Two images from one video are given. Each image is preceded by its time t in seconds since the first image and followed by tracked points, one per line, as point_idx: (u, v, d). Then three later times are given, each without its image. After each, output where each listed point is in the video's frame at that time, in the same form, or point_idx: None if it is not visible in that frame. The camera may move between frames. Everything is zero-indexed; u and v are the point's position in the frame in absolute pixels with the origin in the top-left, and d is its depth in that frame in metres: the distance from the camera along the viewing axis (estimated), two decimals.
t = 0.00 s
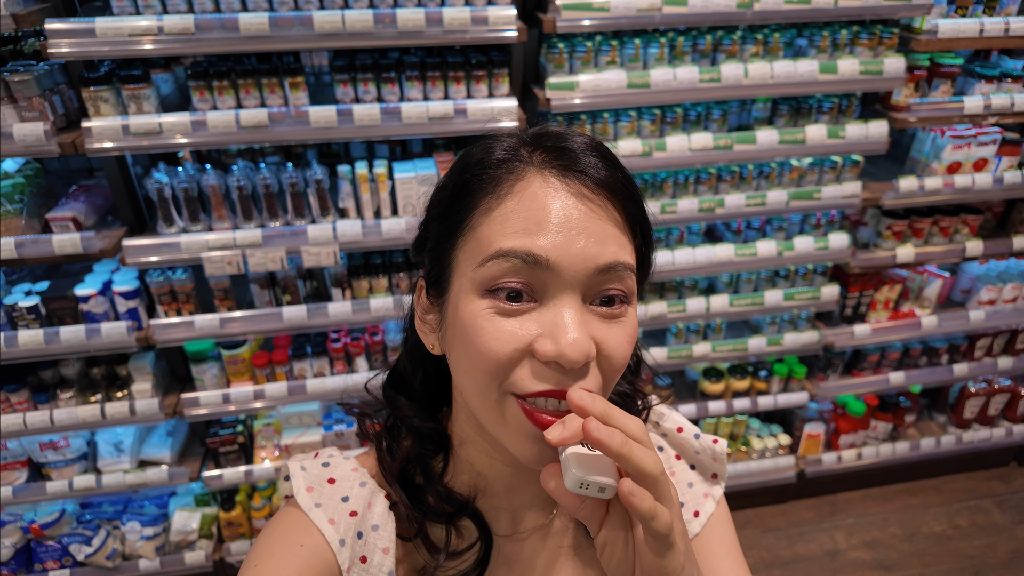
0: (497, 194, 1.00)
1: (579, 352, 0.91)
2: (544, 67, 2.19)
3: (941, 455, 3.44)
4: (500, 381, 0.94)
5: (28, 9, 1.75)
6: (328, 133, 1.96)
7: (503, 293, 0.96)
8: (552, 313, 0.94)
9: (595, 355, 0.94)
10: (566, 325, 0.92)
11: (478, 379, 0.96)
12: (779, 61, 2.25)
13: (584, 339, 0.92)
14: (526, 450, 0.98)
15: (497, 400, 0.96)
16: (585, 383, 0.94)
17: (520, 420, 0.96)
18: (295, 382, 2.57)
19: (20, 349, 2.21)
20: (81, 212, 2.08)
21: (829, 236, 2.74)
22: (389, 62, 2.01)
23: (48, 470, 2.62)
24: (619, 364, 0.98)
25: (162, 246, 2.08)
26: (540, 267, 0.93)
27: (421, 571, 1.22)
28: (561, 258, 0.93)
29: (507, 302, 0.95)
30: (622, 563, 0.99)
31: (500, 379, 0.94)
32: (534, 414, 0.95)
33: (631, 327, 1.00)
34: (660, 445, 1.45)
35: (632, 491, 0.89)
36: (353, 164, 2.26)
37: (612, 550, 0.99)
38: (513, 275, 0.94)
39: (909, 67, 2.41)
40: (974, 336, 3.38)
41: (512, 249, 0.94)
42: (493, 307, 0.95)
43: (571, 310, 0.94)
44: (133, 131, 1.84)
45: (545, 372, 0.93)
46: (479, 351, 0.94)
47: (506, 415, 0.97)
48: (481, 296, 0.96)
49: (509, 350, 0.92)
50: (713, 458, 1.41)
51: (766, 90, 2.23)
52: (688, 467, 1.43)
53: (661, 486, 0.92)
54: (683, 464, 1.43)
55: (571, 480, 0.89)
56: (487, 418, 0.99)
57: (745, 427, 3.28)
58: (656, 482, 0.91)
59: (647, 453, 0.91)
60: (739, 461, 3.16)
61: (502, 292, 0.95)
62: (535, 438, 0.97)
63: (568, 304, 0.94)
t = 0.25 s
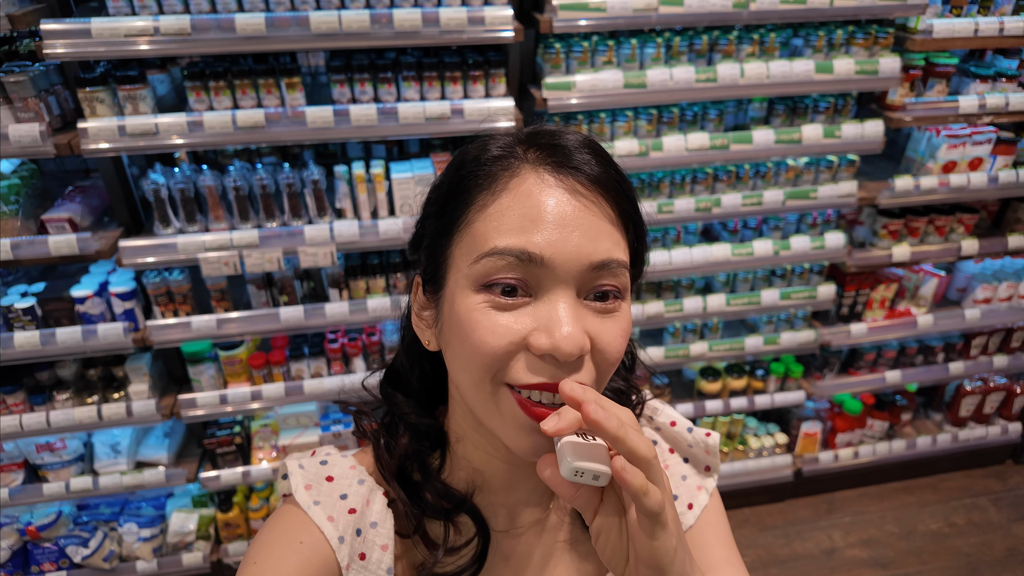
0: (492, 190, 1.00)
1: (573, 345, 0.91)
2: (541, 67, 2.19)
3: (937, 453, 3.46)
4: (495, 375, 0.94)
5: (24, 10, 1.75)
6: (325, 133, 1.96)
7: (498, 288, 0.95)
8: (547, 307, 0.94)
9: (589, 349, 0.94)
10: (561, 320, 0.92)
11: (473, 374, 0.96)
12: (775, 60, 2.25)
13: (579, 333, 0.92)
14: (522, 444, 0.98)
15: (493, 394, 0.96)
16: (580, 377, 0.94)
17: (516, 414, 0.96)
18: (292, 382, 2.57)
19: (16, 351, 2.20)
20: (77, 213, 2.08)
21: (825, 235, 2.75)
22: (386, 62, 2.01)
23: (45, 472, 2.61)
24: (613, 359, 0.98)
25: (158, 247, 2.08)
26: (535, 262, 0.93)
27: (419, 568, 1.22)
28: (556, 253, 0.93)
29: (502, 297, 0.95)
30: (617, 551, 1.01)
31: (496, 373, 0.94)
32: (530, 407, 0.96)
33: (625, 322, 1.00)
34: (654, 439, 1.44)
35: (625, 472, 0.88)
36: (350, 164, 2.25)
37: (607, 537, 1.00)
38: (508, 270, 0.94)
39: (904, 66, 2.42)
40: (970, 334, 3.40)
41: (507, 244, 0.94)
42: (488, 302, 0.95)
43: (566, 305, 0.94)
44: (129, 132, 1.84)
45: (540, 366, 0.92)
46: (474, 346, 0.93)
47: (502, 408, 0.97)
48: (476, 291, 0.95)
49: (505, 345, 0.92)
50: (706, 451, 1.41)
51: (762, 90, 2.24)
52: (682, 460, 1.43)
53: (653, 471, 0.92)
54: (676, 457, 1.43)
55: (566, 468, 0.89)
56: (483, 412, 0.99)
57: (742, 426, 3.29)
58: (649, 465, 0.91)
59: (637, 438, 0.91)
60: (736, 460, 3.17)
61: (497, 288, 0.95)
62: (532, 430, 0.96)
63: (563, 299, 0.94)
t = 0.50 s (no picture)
0: (482, 185, 1.00)
1: (565, 334, 0.91)
2: (537, 67, 2.19)
3: (933, 452, 3.47)
4: (488, 366, 0.94)
5: (17, 10, 1.74)
6: (321, 134, 1.96)
7: (490, 280, 0.95)
8: (539, 298, 0.94)
9: (581, 339, 0.94)
10: (553, 310, 0.92)
11: (467, 366, 0.96)
12: (770, 60, 2.26)
13: (571, 323, 0.92)
14: (516, 436, 0.98)
15: (486, 386, 0.96)
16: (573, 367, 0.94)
17: (510, 405, 0.96)
18: (288, 383, 2.57)
19: (11, 352, 2.19)
20: (72, 215, 2.07)
21: (821, 234, 2.75)
22: (382, 62, 2.01)
23: (40, 474, 2.60)
24: (605, 350, 0.98)
25: (154, 248, 2.07)
26: (526, 253, 0.93)
27: (415, 565, 1.22)
28: (547, 244, 0.93)
29: (494, 289, 0.95)
30: (616, 537, 1.01)
31: (489, 364, 0.93)
32: (523, 398, 0.96)
33: (616, 313, 1.00)
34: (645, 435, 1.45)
35: (625, 453, 0.89)
36: (346, 164, 2.25)
37: (606, 523, 1.00)
38: (499, 261, 0.94)
39: (899, 66, 2.42)
40: (965, 333, 3.41)
41: (498, 237, 0.94)
42: (481, 294, 0.95)
43: (557, 295, 0.94)
44: (124, 132, 1.84)
45: (532, 356, 0.92)
46: (467, 337, 0.93)
47: (495, 400, 0.96)
48: (468, 283, 0.95)
49: (497, 336, 0.92)
50: (698, 445, 1.41)
51: (757, 89, 2.24)
52: (673, 454, 1.43)
53: (650, 452, 0.92)
54: (668, 452, 1.44)
55: (567, 454, 0.88)
56: (477, 405, 0.99)
57: (738, 425, 3.30)
58: (647, 446, 0.92)
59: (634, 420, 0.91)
60: (732, 459, 3.18)
61: (489, 280, 0.95)
62: (527, 422, 0.96)
63: (554, 290, 0.94)
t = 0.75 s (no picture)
0: (472, 195, 1.00)
1: (559, 349, 0.92)
2: (524, 67, 2.19)
3: (919, 446, 3.51)
4: (481, 380, 0.94)
5: None
6: (308, 134, 1.95)
7: (482, 294, 0.96)
8: (532, 312, 0.94)
9: (574, 351, 0.95)
10: (546, 324, 0.93)
11: (460, 379, 0.96)
12: (756, 59, 2.27)
13: (564, 336, 0.93)
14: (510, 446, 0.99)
15: (480, 399, 0.97)
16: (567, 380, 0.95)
17: (504, 417, 0.97)
18: (277, 386, 2.56)
19: None
20: (56, 218, 2.05)
21: (807, 231, 2.78)
22: (369, 62, 2.01)
23: (26, 480, 2.58)
24: (597, 359, 0.99)
25: (140, 251, 2.06)
26: (518, 267, 0.93)
27: (403, 570, 1.21)
28: (539, 258, 0.93)
29: (486, 302, 0.95)
30: (609, 536, 1.01)
31: (482, 378, 0.94)
32: (518, 411, 0.97)
33: (608, 322, 1.01)
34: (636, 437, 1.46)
35: (618, 452, 0.88)
36: (334, 165, 2.24)
37: (599, 521, 1.01)
38: (491, 275, 0.94)
39: (882, 64, 2.45)
40: (949, 328, 3.46)
41: (489, 251, 0.94)
42: (473, 308, 0.95)
43: (549, 309, 0.94)
44: (108, 134, 1.82)
45: (525, 370, 0.93)
46: (460, 352, 0.94)
47: (489, 413, 0.97)
48: (460, 297, 0.96)
49: (490, 351, 0.93)
50: (688, 447, 1.41)
51: (743, 88, 2.26)
52: (664, 456, 1.44)
53: (647, 452, 0.91)
54: (659, 454, 1.44)
55: (559, 450, 0.89)
56: (471, 417, 1.00)
57: (727, 422, 3.32)
58: (642, 445, 0.90)
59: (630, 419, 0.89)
60: (722, 456, 3.20)
61: (481, 293, 0.96)
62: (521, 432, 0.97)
63: (547, 304, 0.94)
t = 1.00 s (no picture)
0: (466, 204, 0.97)
1: (553, 363, 0.91)
2: (523, 67, 2.19)
3: (918, 445, 3.52)
4: (476, 392, 0.94)
5: None
6: (306, 134, 1.95)
7: (477, 306, 0.95)
8: (527, 325, 0.93)
9: (570, 363, 0.94)
10: (541, 338, 0.92)
11: (455, 390, 0.96)
12: (754, 59, 2.27)
13: (559, 349, 0.92)
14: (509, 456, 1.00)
15: (476, 409, 0.97)
16: (562, 393, 0.95)
17: (500, 428, 0.97)
18: (276, 386, 2.55)
19: None
20: (54, 218, 2.05)
21: (806, 231, 2.78)
22: (367, 62, 2.00)
23: (24, 481, 2.57)
24: (595, 368, 0.98)
25: (138, 251, 2.05)
26: (513, 281, 0.91)
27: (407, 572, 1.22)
28: (534, 272, 0.91)
29: (481, 315, 0.94)
30: None
31: (478, 390, 0.94)
32: (514, 420, 0.97)
33: (606, 332, 1.00)
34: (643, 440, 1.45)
35: (625, 506, 0.87)
36: (332, 165, 2.24)
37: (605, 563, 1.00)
38: (485, 289, 0.93)
39: (880, 64, 2.45)
40: (948, 327, 3.47)
41: (483, 264, 0.92)
42: (467, 321, 0.94)
43: (546, 322, 0.93)
44: (106, 134, 1.82)
45: (520, 384, 0.93)
46: (455, 365, 0.94)
47: (485, 423, 0.98)
48: (455, 310, 0.95)
49: (485, 364, 0.92)
50: (695, 452, 1.42)
51: (741, 88, 2.26)
52: (670, 460, 1.44)
53: (654, 500, 0.91)
54: (665, 459, 1.45)
55: (563, 494, 0.90)
56: (467, 425, 1.00)
57: (726, 421, 3.32)
58: (649, 494, 0.90)
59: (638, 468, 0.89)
60: (721, 455, 3.20)
61: (476, 306, 0.95)
62: (518, 442, 0.98)
63: (542, 317, 0.93)
